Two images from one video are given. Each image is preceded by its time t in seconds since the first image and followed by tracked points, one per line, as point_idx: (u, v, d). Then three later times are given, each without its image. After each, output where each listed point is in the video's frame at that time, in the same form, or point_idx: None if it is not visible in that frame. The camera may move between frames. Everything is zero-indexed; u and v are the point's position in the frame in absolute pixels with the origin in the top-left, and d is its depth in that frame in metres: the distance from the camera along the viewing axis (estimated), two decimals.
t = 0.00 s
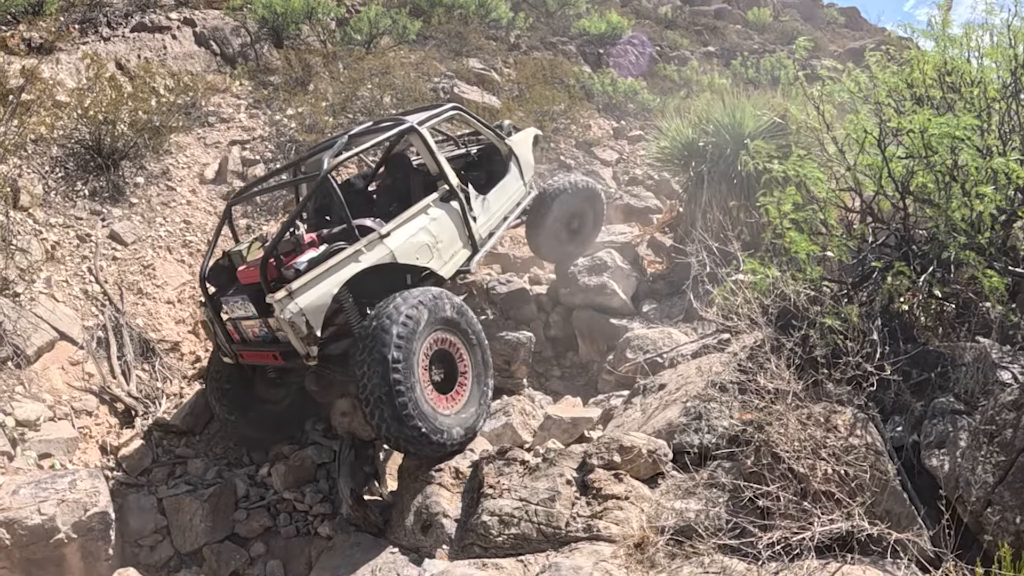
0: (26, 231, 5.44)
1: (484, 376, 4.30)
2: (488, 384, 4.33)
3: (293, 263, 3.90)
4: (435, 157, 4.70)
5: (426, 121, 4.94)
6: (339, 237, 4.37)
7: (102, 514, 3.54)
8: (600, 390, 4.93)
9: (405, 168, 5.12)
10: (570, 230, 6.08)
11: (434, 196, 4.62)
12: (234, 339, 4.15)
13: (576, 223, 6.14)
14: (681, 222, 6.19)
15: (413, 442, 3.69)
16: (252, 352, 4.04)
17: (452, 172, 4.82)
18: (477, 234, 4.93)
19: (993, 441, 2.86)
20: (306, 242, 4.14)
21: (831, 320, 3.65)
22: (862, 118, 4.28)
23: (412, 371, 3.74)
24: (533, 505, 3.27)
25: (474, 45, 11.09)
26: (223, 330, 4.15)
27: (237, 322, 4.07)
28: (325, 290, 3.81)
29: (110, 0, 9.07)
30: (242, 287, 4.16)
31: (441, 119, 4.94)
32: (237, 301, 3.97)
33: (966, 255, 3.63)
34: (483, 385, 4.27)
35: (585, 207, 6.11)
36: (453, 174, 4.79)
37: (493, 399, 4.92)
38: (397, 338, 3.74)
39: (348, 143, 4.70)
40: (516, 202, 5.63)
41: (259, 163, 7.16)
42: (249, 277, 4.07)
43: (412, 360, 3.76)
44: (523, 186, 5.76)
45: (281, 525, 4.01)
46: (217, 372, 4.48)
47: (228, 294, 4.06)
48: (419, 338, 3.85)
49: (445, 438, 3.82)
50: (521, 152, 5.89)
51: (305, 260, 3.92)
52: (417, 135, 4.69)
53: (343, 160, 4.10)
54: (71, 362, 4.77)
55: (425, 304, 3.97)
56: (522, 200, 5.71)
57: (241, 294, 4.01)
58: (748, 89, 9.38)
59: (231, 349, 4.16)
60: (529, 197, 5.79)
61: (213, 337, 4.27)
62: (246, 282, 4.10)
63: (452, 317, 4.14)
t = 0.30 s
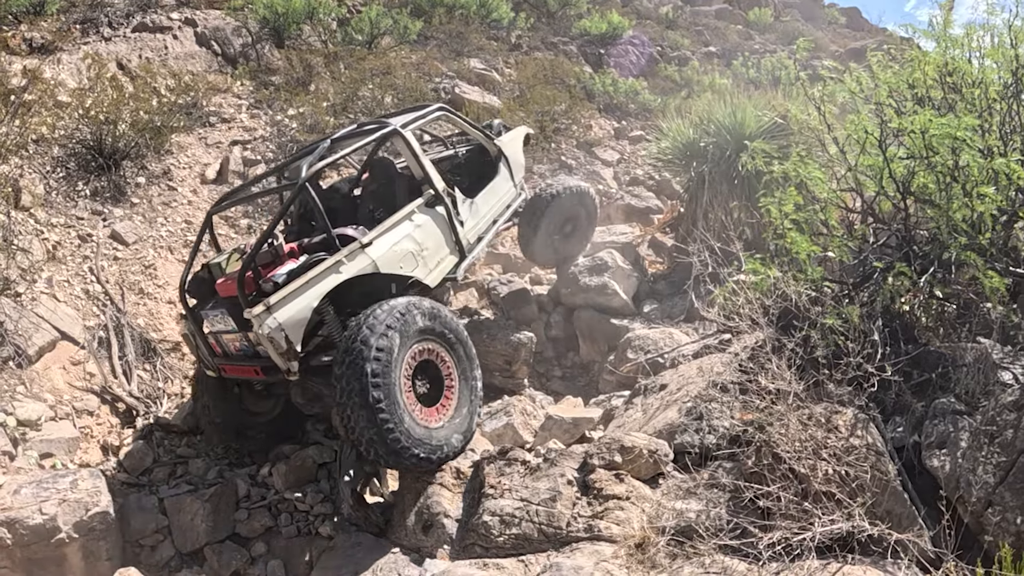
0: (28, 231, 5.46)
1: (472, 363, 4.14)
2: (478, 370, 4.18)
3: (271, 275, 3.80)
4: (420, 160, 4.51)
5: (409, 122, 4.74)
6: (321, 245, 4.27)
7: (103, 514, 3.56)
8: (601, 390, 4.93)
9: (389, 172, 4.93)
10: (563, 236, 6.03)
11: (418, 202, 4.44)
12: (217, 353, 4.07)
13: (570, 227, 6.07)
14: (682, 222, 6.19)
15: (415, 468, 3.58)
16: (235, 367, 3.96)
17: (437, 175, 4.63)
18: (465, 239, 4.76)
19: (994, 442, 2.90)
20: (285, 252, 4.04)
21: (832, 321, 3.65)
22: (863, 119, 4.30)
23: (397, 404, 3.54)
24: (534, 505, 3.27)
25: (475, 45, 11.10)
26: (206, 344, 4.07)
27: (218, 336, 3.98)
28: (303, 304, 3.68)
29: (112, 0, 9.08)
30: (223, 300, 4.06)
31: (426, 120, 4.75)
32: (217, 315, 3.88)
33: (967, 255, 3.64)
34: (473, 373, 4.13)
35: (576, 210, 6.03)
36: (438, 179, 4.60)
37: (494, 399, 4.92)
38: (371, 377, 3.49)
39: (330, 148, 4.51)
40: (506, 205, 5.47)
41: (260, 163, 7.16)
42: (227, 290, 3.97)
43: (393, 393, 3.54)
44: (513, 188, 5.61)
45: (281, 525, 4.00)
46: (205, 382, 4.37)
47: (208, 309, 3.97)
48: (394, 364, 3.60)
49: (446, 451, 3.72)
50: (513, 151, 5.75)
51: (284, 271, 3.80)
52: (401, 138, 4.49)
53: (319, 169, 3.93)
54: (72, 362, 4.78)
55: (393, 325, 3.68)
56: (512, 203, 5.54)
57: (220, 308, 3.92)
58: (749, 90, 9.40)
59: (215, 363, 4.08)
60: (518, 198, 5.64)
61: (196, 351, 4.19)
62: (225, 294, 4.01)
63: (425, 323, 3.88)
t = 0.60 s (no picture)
0: (31, 230, 5.47)
1: (462, 356, 4.06)
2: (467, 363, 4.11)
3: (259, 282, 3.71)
4: (413, 166, 4.47)
5: (402, 126, 4.69)
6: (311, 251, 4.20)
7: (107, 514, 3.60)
8: (603, 390, 4.93)
9: (382, 177, 4.91)
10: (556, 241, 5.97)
11: (411, 207, 4.39)
12: (204, 361, 3.98)
13: (563, 232, 6.03)
14: (685, 222, 6.19)
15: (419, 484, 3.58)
16: (222, 375, 3.87)
17: (431, 180, 4.59)
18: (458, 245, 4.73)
19: (996, 442, 2.89)
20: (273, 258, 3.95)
21: (835, 321, 3.65)
22: (866, 119, 4.33)
23: (396, 429, 3.47)
24: (537, 505, 3.28)
25: (477, 44, 11.09)
26: (193, 351, 3.98)
27: (206, 344, 3.89)
28: (292, 312, 3.60)
29: None
30: (210, 307, 3.98)
31: (419, 124, 4.73)
32: (204, 323, 3.80)
33: (970, 256, 3.64)
34: (464, 367, 4.06)
35: (571, 216, 5.98)
36: (431, 184, 4.56)
37: (496, 399, 4.93)
38: (365, 411, 3.38)
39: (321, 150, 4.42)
40: (499, 211, 5.46)
41: (263, 162, 7.16)
42: (214, 296, 3.89)
43: (389, 419, 3.46)
44: (507, 193, 5.60)
45: (283, 524, 3.99)
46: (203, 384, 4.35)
47: (195, 316, 3.88)
48: (385, 388, 3.50)
49: (449, 457, 3.73)
50: (506, 156, 5.75)
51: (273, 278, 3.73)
52: (394, 143, 4.45)
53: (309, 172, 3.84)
54: (75, 361, 4.79)
55: (377, 349, 3.53)
56: (505, 209, 5.52)
57: (207, 315, 3.83)
58: (751, 89, 9.40)
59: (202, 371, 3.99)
60: (512, 203, 5.65)
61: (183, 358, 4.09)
62: (213, 302, 3.92)
63: (409, 335, 3.74)
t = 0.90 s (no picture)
0: (39, 228, 5.49)
1: (457, 347, 4.03)
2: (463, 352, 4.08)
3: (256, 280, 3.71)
4: (413, 164, 4.47)
5: (403, 124, 4.70)
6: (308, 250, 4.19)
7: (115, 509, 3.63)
8: (610, 387, 4.93)
9: (382, 175, 4.89)
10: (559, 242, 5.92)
11: (412, 205, 4.39)
12: (199, 361, 3.97)
13: (565, 235, 6.00)
14: (692, 220, 6.18)
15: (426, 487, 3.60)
16: (217, 375, 3.86)
17: (432, 179, 4.58)
18: (459, 245, 4.72)
19: (1004, 441, 2.87)
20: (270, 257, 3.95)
21: (842, 318, 3.64)
22: (874, 116, 4.31)
23: (399, 440, 3.48)
24: (544, 502, 3.28)
25: (484, 41, 11.08)
26: (188, 350, 3.97)
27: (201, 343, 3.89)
28: (288, 311, 3.60)
29: None
30: (207, 305, 3.98)
31: (420, 123, 4.72)
32: (199, 321, 3.79)
33: (977, 253, 3.63)
34: (461, 357, 4.03)
35: (576, 220, 5.96)
36: (432, 182, 4.56)
37: (503, 397, 4.94)
38: (366, 430, 3.37)
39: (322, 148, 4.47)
40: (501, 210, 5.44)
41: (270, 160, 7.18)
42: (212, 294, 3.92)
43: (390, 431, 3.45)
44: (510, 193, 5.58)
45: (291, 520, 4.01)
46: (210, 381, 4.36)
47: (191, 314, 3.87)
48: (382, 401, 3.48)
49: (455, 454, 3.77)
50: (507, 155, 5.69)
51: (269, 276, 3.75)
52: (395, 140, 4.45)
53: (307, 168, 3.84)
54: (83, 358, 4.82)
55: (369, 364, 3.47)
56: (508, 209, 5.50)
57: (203, 314, 3.81)
58: (759, 86, 9.37)
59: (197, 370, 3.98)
60: (514, 203, 5.62)
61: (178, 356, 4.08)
62: (209, 300, 3.91)
63: (400, 340, 3.68)
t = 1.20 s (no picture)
0: (50, 226, 5.53)
1: (454, 340, 3.95)
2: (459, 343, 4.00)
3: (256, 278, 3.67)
4: (420, 162, 4.44)
5: (411, 122, 4.68)
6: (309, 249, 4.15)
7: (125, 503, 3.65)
8: (620, 384, 4.93)
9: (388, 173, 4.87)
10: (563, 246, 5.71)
11: (418, 205, 4.36)
12: (197, 358, 3.94)
13: (570, 238, 5.77)
14: (702, 216, 6.16)
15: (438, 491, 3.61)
16: (215, 373, 3.83)
17: (438, 179, 4.55)
18: (464, 247, 4.68)
19: (1015, 439, 2.87)
20: (271, 255, 3.91)
21: (853, 314, 3.62)
22: (884, 112, 4.29)
23: (408, 454, 3.46)
24: (553, 498, 3.28)
25: (493, 38, 11.07)
26: (186, 347, 3.94)
27: (200, 341, 3.85)
28: (289, 311, 3.56)
29: None
30: (205, 302, 3.94)
31: (429, 122, 4.70)
32: (198, 318, 3.76)
33: (988, 250, 3.62)
34: (459, 349, 3.97)
35: (581, 223, 5.77)
36: (439, 182, 4.53)
37: (513, 393, 4.94)
38: (374, 453, 3.33)
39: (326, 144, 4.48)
40: (507, 213, 5.34)
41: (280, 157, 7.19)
42: (210, 291, 3.87)
43: (399, 448, 3.43)
44: (516, 196, 5.48)
45: (301, 516, 4.02)
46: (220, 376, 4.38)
47: (189, 311, 3.84)
48: (387, 419, 3.43)
49: (464, 451, 3.79)
50: (516, 156, 5.63)
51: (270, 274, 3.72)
52: (402, 138, 4.43)
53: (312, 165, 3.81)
54: (94, 355, 4.85)
55: (368, 387, 3.39)
56: (514, 211, 5.42)
57: (201, 311, 3.79)
58: (770, 81, 9.34)
59: (195, 367, 3.95)
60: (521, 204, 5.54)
61: (176, 353, 4.05)
62: (208, 296, 3.87)
63: (395, 353, 3.58)
